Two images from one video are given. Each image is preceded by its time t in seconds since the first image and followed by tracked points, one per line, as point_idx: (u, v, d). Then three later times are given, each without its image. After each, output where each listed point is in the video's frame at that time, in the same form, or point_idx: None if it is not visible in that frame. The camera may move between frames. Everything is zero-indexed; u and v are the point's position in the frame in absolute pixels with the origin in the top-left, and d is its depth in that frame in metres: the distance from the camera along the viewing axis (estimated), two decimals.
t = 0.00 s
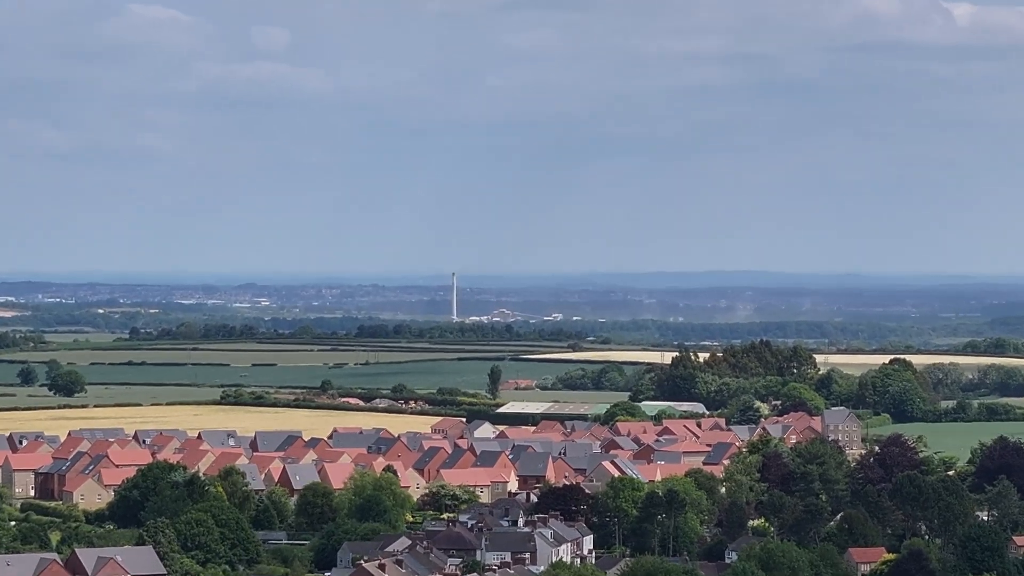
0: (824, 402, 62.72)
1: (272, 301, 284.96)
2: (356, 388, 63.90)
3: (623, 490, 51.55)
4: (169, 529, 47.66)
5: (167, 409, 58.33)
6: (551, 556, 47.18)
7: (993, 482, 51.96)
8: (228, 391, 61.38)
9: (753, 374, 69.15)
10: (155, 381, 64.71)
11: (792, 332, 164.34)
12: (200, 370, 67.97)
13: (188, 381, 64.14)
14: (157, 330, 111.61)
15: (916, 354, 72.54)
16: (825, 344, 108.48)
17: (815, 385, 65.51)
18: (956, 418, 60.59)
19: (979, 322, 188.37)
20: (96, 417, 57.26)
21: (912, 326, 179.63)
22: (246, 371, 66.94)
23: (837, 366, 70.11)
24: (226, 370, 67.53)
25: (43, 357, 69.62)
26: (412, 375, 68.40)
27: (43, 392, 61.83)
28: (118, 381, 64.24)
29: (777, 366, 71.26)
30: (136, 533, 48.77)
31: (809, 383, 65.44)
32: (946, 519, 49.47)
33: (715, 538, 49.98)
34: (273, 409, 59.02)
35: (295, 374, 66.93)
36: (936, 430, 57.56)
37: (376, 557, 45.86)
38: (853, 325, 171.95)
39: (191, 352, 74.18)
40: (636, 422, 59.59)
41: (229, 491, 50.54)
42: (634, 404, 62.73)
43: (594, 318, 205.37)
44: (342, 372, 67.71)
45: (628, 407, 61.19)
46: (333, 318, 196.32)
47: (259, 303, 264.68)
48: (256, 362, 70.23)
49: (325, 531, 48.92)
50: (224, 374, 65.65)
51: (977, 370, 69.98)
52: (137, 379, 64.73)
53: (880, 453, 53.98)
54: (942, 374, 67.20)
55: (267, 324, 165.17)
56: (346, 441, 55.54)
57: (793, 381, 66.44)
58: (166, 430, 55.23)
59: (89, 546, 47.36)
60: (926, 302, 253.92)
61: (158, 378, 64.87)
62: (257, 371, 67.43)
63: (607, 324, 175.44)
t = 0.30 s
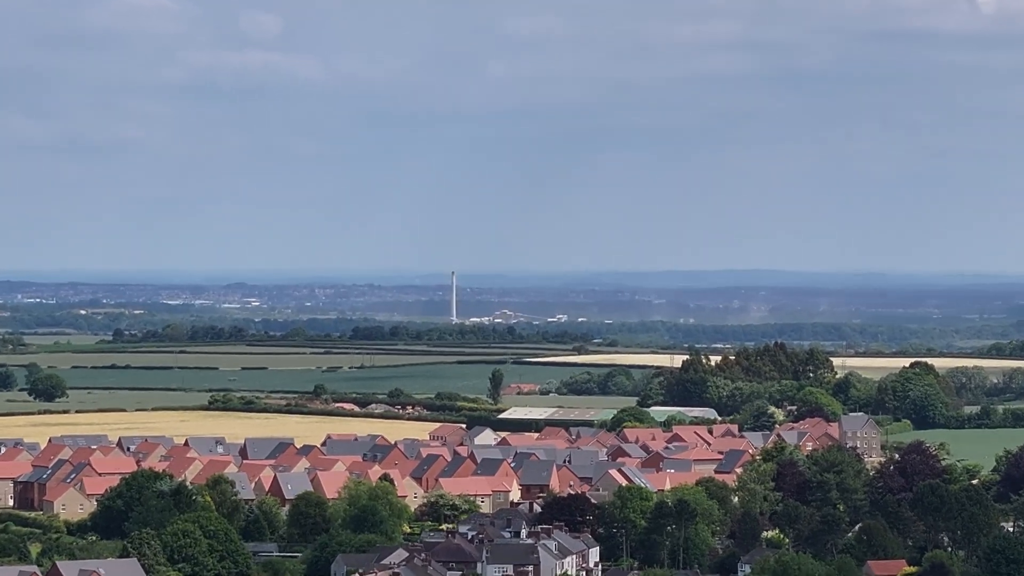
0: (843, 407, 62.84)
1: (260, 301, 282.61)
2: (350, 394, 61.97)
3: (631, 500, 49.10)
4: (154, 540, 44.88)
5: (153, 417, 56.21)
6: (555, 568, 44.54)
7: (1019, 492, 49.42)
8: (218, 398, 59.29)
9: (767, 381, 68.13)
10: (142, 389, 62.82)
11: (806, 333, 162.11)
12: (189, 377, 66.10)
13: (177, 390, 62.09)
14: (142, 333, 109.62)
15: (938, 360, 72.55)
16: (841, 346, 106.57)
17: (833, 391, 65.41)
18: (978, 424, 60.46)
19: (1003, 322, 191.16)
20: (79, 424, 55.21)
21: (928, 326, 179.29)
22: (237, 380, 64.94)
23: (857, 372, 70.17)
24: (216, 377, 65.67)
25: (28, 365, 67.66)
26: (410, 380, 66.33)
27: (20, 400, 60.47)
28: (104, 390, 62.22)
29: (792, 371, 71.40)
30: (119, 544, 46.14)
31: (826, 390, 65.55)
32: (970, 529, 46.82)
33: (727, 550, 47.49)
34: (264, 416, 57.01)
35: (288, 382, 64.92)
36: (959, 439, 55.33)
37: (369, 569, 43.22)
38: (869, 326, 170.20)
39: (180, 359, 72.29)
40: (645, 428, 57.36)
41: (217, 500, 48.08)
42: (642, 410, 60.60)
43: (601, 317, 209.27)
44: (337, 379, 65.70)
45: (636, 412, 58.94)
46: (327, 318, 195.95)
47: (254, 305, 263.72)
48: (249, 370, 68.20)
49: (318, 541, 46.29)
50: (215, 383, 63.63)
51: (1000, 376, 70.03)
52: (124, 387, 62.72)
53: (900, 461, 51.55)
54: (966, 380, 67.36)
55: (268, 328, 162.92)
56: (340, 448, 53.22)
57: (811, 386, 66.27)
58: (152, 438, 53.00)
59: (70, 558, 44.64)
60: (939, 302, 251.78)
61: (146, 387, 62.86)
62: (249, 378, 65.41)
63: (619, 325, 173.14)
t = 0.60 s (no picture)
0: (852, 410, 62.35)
1: (256, 300, 281.40)
2: (347, 396, 61.02)
3: (635, 504, 47.87)
4: (147, 545, 43.43)
5: (145, 420, 55.16)
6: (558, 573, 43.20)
7: None
8: (211, 401, 58.22)
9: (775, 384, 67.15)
10: (134, 390, 61.91)
11: (817, 334, 160.77)
12: (183, 379, 65.18)
13: (169, 393, 61.04)
14: (138, 332, 108.78)
15: (948, 362, 72.15)
16: (850, 348, 105.36)
17: (842, 393, 64.97)
18: (991, 427, 60.07)
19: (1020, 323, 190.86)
20: (70, 426, 54.25)
21: (940, 326, 177.65)
22: (231, 382, 63.86)
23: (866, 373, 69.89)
24: (210, 379, 64.73)
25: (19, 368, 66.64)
26: (409, 382, 65.22)
27: (7, 403, 59.73)
28: (95, 393, 61.18)
29: (799, 373, 70.61)
30: (111, 551, 44.86)
31: (836, 392, 65.18)
32: (983, 535, 45.42)
33: (733, 555, 46.26)
34: (260, 419, 56.04)
35: (282, 384, 63.86)
36: (971, 443, 54.21)
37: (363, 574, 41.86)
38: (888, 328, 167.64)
39: (175, 360, 71.39)
40: (649, 431, 56.21)
41: (211, 505, 46.91)
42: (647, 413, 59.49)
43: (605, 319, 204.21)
44: (333, 382, 64.63)
45: (640, 415, 57.76)
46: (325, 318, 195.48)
47: (254, 305, 262.89)
48: (243, 373, 67.12)
49: (315, 547, 44.98)
50: (208, 385, 62.57)
51: (1013, 378, 69.50)
52: (116, 390, 61.69)
53: (911, 464, 50.27)
54: (979, 381, 67.05)
55: (267, 329, 162.04)
56: (337, 452, 52.10)
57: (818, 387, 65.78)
58: (144, 441, 51.92)
59: (60, 564, 43.36)
60: (946, 302, 250.61)
61: (137, 390, 61.83)
62: (244, 381, 64.36)
63: (625, 325, 171.89)
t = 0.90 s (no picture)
0: (877, 415, 61.15)
1: (257, 300, 278.85)
2: (341, 399, 58.46)
3: (646, 512, 45.09)
4: (127, 556, 40.56)
5: (128, 426, 52.59)
6: None
7: None
8: (198, 405, 55.66)
9: (792, 387, 64.64)
10: (117, 395, 59.38)
11: (836, 332, 158.01)
12: (169, 383, 62.65)
13: (155, 398, 58.49)
14: (132, 333, 106.24)
15: (970, 363, 70.37)
16: (870, 347, 102.67)
17: (864, 396, 63.44)
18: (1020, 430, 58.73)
19: None
20: (47, 432, 51.71)
21: (958, 325, 174.87)
22: (219, 386, 61.28)
23: (888, 374, 68.41)
24: (196, 383, 62.18)
25: None
26: (406, 384, 62.65)
27: None
28: (76, 398, 58.63)
29: (818, 374, 68.86)
30: (90, 563, 42.10)
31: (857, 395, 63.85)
32: (1013, 544, 42.60)
33: (749, 568, 43.75)
34: (247, 423, 53.48)
35: (274, 388, 61.27)
36: (1000, 447, 51.78)
37: None
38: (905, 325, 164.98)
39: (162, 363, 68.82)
40: (659, 435, 53.67)
41: (197, 515, 44.23)
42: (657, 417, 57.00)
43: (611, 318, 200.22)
44: (327, 385, 62.07)
45: (649, 418, 55.11)
46: (322, 317, 193.41)
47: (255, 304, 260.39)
48: (233, 376, 64.53)
49: (305, 559, 42.17)
50: (196, 389, 60.02)
51: None
52: (98, 395, 59.12)
53: (937, 470, 47.62)
54: (1007, 384, 65.76)
55: (270, 327, 159.48)
56: (330, 459, 49.45)
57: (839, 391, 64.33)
58: (126, 448, 49.34)
59: None
60: (960, 299, 247.78)
61: (121, 395, 59.26)
62: (233, 385, 61.80)
63: (633, 324, 169.30)
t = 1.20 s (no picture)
0: (894, 420, 60.16)
1: (257, 300, 277.18)
2: (336, 404, 56.82)
3: (654, 521, 43.33)
4: (115, 566, 38.78)
5: (116, 431, 50.96)
6: None
7: None
8: (189, 410, 54.02)
9: (805, 390, 63.08)
10: (104, 399, 57.77)
11: (851, 333, 156.84)
12: (159, 386, 61.05)
13: (144, 403, 56.87)
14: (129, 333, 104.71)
15: (989, 365, 69.10)
16: (885, 349, 101.00)
17: (881, 400, 62.33)
18: None
19: None
20: (31, 437, 50.06)
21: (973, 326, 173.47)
22: (211, 390, 59.66)
23: (906, 376, 67.26)
24: (187, 386, 60.52)
25: None
26: (404, 388, 61.00)
27: None
28: (63, 402, 57.02)
29: (833, 377, 67.51)
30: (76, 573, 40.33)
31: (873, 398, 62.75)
32: None
33: None
34: (239, 428, 51.84)
35: (267, 392, 59.64)
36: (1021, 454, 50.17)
37: None
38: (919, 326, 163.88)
39: (153, 366, 67.21)
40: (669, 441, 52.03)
41: (188, 524, 42.47)
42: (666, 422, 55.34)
43: (617, 317, 201.78)
44: (323, 388, 60.40)
45: (657, 423, 53.38)
46: (317, 317, 191.95)
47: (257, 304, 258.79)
48: (226, 379, 62.91)
49: (300, 570, 40.29)
50: (186, 394, 58.40)
51: None
52: (86, 399, 57.50)
53: (957, 478, 45.86)
54: None
55: (271, 328, 157.89)
56: (325, 466, 47.77)
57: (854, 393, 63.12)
58: (114, 454, 47.69)
59: None
60: (976, 299, 246.43)
61: (109, 400, 57.66)
62: (225, 389, 60.18)
63: (641, 325, 167.68)
